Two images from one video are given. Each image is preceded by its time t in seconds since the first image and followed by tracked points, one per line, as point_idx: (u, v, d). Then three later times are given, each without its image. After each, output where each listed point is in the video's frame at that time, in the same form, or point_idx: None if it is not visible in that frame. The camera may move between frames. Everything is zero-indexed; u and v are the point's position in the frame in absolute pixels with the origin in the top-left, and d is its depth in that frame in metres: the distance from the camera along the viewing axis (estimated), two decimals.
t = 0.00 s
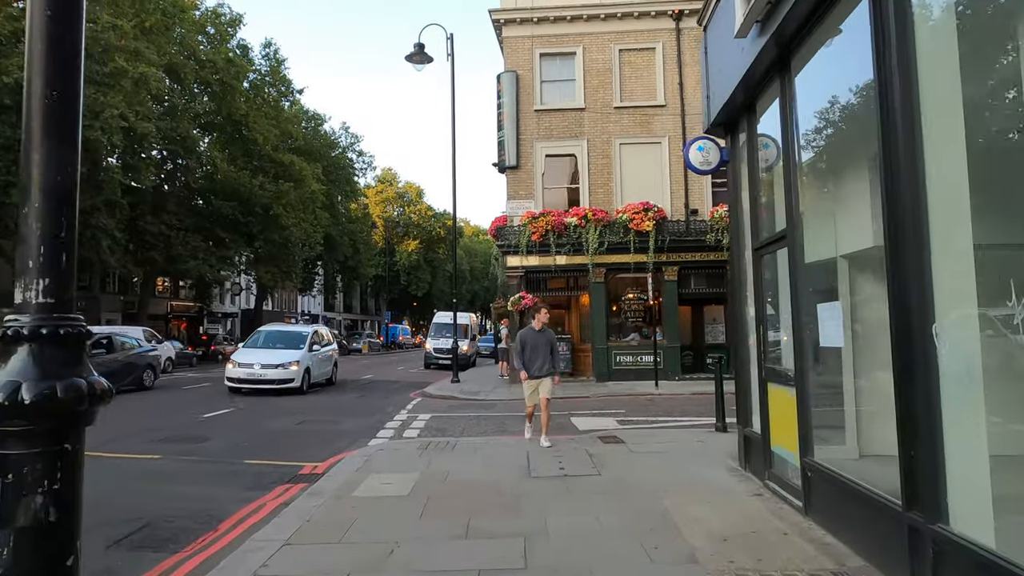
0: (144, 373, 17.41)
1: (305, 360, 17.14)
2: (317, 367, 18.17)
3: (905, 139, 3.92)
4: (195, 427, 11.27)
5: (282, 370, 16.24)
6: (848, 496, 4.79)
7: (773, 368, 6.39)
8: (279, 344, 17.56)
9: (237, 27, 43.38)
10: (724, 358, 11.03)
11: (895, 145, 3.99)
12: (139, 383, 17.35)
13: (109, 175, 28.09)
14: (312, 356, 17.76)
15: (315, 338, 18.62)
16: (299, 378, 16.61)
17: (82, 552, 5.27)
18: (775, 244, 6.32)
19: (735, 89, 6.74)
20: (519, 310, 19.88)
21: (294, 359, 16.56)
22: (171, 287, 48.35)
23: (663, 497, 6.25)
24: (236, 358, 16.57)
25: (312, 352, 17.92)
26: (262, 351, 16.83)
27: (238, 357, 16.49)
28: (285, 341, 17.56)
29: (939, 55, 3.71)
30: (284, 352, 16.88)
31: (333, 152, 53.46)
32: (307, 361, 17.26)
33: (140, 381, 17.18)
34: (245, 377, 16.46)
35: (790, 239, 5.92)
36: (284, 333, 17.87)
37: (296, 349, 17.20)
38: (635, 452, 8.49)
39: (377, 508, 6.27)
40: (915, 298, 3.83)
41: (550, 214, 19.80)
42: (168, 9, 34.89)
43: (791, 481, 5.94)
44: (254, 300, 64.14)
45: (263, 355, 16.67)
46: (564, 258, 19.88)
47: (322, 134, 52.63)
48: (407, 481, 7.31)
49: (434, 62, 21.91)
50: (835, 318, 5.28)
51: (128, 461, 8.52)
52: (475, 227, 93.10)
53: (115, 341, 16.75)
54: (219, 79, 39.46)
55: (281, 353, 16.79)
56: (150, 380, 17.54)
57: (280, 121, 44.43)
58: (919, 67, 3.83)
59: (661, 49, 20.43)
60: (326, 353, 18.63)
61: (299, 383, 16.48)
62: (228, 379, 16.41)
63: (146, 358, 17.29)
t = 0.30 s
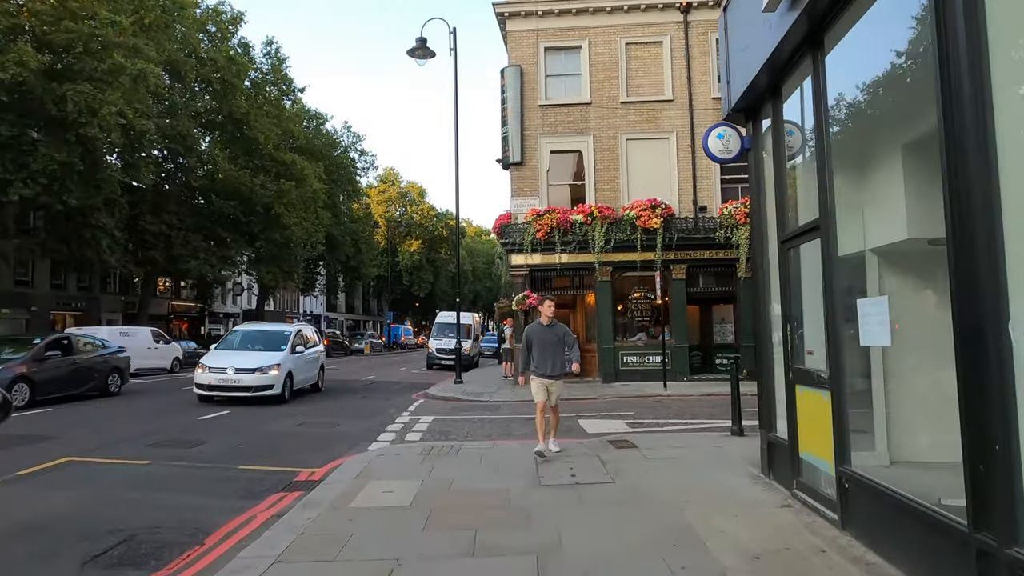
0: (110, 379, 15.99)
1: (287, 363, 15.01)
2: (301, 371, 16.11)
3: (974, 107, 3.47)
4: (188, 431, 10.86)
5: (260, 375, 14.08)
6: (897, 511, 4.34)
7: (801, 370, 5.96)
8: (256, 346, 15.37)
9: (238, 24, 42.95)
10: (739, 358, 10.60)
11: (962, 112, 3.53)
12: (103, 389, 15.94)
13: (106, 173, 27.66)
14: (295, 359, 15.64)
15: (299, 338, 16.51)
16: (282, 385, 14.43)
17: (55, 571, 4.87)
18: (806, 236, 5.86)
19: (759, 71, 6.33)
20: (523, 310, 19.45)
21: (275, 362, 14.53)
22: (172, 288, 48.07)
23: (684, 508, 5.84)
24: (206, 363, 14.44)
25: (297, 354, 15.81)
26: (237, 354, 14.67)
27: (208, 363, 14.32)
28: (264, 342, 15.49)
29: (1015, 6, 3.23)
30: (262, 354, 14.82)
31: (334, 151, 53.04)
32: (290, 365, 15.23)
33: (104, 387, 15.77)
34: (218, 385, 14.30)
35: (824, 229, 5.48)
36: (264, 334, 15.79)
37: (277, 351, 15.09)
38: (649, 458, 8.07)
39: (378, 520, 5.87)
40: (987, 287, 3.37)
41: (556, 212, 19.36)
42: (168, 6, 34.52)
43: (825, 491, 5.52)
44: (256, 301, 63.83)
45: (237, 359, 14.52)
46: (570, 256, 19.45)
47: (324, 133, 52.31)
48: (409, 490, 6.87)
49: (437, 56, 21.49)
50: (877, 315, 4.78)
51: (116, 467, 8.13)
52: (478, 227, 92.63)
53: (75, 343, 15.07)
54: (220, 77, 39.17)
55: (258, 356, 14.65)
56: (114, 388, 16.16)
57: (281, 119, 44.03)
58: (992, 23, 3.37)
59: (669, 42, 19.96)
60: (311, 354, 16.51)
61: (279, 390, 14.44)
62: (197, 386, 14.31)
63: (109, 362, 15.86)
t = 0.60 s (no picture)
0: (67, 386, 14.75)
1: (263, 372, 13.08)
2: (281, 380, 14.19)
3: None
4: (180, 440, 10.40)
5: (231, 386, 12.14)
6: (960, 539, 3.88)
7: (836, 376, 5.50)
8: (228, 352, 13.42)
9: (238, 23, 42.51)
10: (757, 363, 10.10)
11: None
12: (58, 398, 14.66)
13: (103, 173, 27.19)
14: (273, 367, 13.72)
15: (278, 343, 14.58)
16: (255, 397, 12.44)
17: None
18: (845, 233, 5.37)
19: (791, 54, 5.87)
20: (528, 311, 18.98)
21: (249, 372, 12.54)
22: (173, 289, 47.67)
23: (710, 531, 5.38)
24: (168, 372, 12.43)
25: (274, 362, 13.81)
26: (205, 362, 12.70)
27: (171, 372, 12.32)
28: (237, 347, 13.48)
29: None
30: (234, 362, 12.81)
31: (336, 151, 52.61)
32: (266, 374, 13.24)
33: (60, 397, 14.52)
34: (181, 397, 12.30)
35: (868, 225, 4.97)
36: (236, 339, 13.76)
37: (252, 359, 13.15)
38: (666, 470, 7.61)
39: (380, 541, 5.42)
40: None
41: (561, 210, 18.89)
42: (167, 3, 34.16)
43: (868, 512, 5.05)
44: (257, 302, 63.45)
45: (205, 367, 12.56)
46: (576, 256, 18.97)
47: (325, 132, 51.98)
48: (412, 506, 6.43)
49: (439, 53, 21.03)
50: (935, 318, 4.38)
51: (101, 481, 7.68)
52: (480, 227, 92.18)
53: (24, 347, 14.04)
54: (220, 76, 38.87)
55: (230, 364, 12.72)
56: (71, 395, 14.83)
57: (281, 119, 43.59)
58: None
59: (677, 37, 19.49)
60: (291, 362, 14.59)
61: (253, 404, 12.48)
62: (157, 400, 12.28)
63: (67, 368, 14.61)
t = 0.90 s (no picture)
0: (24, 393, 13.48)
1: (237, 376, 11.03)
2: (258, 386, 12.09)
3: None
4: (175, 443, 9.95)
5: (194, 394, 10.06)
6: None
7: (886, 377, 5.01)
8: (196, 352, 11.35)
9: (241, 20, 42.13)
10: (781, 361, 9.63)
11: None
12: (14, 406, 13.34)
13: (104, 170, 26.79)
14: (250, 370, 11.67)
15: (257, 342, 12.54)
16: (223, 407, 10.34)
17: None
18: (900, 220, 4.83)
19: (834, 27, 5.39)
20: (536, 309, 18.52)
21: (218, 377, 10.47)
22: (175, 289, 47.36)
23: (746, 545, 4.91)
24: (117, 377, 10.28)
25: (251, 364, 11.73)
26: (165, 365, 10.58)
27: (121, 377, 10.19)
28: (207, 347, 11.39)
29: None
30: (200, 365, 10.71)
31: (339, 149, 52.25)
32: (239, 379, 11.14)
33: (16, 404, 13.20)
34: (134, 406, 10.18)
35: (929, 210, 4.42)
36: (205, 338, 11.66)
37: (224, 360, 11.08)
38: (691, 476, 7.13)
39: (384, 555, 4.95)
40: None
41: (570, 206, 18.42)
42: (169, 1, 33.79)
43: (929, 529, 4.56)
44: (261, 302, 63.13)
45: (165, 371, 10.45)
46: (585, 253, 18.51)
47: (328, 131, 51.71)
48: (419, 516, 5.96)
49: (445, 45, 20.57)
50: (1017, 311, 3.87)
51: (88, 488, 7.24)
52: (484, 227, 91.74)
53: None
54: (222, 73, 38.61)
55: (196, 366, 10.62)
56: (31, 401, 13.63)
57: (284, 117, 43.22)
58: None
59: (689, 29, 19.00)
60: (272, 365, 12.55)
61: (223, 415, 10.41)
62: (104, 413, 10.14)
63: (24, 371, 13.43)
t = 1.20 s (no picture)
0: None
1: (200, 391, 9.00)
2: (228, 401, 10.04)
3: None
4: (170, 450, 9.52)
5: (140, 414, 7.99)
6: None
7: (942, 382, 4.55)
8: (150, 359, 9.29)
9: (244, 19, 41.81)
10: (806, 363, 9.15)
11: None
12: None
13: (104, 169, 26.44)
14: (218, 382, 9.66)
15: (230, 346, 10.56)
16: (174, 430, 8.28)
17: None
18: (960, 207, 4.36)
19: None
20: (544, 310, 18.06)
21: (174, 392, 8.42)
22: (178, 291, 47.05)
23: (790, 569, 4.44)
24: (45, 389, 8.22)
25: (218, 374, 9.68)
26: (107, 377, 8.49)
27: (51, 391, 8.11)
28: (167, 353, 9.39)
29: None
30: (152, 375, 8.63)
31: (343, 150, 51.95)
32: (201, 392, 9.04)
33: None
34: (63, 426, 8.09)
35: (999, 196, 3.96)
36: (165, 342, 9.60)
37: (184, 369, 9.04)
38: (717, 488, 6.65)
39: None
40: None
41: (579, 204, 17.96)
42: None
43: (997, 552, 4.10)
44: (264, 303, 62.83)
45: (106, 382, 8.35)
46: (594, 252, 18.05)
47: (332, 131, 51.44)
48: (426, 533, 5.49)
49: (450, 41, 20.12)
50: None
51: (72, 500, 6.79)
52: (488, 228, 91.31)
53: None
54: (224, 72, 38.32)
55: (146, 377, 8.56)
56: None
57: (287, 117, 42.87)
58: None
59: (700, 22, 18.53)
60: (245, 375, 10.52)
61: (178, 438, 8.39)
62: (28, 435, 8.09)
63: None
